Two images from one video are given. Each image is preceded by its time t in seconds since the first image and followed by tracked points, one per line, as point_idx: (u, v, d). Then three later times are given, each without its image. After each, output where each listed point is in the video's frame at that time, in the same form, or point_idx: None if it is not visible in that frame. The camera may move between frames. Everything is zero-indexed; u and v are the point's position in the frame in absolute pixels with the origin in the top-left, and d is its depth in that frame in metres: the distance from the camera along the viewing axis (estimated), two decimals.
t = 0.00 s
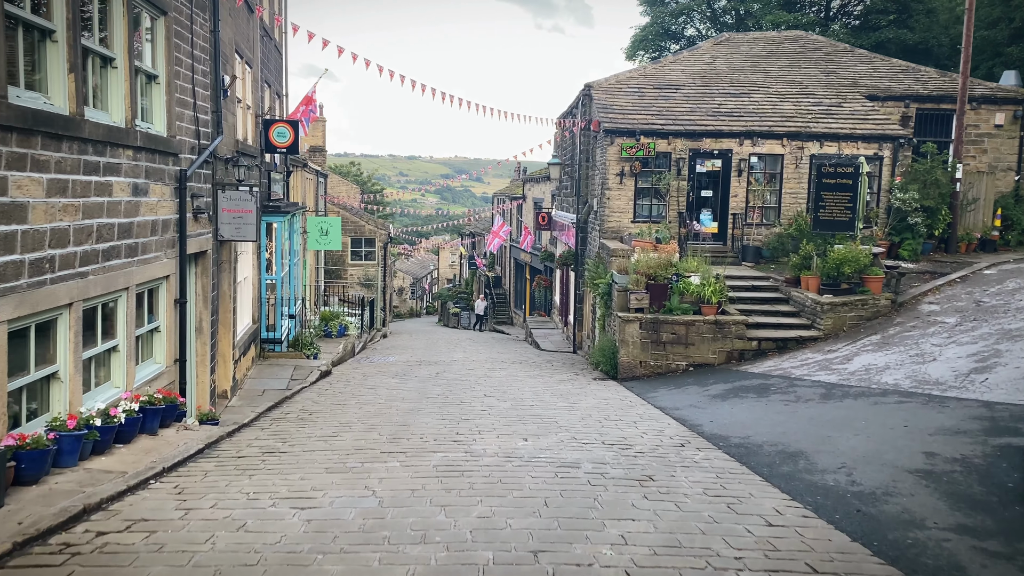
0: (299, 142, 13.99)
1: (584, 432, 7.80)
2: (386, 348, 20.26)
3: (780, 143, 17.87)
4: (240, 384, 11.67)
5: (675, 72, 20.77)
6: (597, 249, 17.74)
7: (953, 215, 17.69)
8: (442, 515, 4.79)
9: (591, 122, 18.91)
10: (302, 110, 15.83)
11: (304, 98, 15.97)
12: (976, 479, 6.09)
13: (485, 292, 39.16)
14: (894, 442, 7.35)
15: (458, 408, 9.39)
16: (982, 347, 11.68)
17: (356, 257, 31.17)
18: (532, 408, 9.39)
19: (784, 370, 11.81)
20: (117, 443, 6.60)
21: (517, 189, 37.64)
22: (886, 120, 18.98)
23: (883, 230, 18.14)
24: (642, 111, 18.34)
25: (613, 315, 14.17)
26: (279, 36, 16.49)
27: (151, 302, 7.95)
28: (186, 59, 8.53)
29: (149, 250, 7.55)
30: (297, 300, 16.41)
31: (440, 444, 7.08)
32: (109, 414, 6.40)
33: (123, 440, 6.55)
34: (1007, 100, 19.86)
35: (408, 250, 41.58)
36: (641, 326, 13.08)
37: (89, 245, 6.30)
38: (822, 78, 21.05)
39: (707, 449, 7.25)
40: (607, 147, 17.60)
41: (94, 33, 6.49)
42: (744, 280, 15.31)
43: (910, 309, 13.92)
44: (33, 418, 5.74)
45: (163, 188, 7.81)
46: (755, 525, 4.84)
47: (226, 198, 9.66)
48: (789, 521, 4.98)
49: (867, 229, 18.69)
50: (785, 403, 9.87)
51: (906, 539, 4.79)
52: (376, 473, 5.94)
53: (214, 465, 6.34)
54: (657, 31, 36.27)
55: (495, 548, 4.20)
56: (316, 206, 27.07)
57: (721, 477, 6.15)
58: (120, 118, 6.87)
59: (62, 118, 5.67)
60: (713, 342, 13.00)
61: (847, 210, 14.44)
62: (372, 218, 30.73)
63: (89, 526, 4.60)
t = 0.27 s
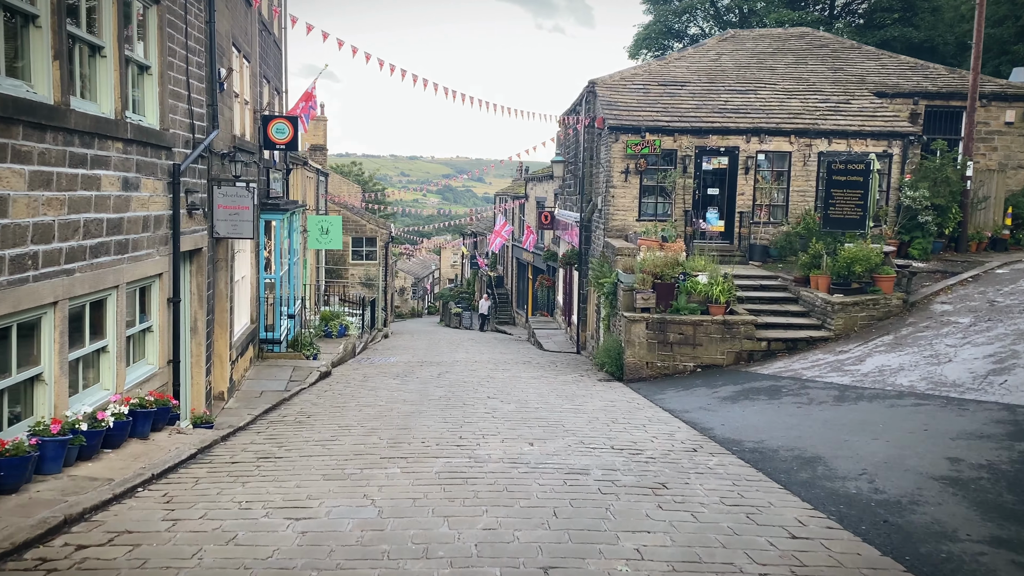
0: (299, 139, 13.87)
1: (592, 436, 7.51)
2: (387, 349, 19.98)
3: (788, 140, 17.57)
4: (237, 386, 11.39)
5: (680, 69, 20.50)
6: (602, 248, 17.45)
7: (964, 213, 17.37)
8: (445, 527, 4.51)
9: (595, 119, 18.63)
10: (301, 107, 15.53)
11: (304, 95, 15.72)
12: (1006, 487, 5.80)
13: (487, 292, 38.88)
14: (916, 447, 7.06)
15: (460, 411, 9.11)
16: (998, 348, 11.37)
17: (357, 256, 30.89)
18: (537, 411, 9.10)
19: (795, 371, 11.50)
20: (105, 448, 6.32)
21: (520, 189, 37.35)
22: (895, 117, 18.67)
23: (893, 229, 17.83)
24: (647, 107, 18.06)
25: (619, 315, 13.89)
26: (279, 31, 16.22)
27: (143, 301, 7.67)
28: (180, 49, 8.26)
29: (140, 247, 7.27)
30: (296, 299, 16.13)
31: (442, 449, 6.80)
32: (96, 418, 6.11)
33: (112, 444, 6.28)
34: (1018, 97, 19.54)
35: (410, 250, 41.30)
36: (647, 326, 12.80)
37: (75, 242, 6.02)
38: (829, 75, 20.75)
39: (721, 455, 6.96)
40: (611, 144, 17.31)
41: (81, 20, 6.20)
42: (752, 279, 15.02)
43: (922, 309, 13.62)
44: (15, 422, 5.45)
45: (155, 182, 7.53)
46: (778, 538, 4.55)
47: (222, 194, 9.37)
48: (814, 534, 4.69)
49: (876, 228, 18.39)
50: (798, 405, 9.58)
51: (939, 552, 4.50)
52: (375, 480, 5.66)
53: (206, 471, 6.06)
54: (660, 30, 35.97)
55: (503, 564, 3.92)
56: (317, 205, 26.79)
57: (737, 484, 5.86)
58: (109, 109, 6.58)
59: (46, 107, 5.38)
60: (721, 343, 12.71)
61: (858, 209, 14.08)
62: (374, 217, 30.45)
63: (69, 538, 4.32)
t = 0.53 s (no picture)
0: (298, 138, 13.66)
1: (601, 444, 7.22)
2: (388, 351, 19.68)
3: (796, 138, 17.27)
4: (234, 389, 11.13)
5: (685, 67, 20.23)
6: (606, 249, 17.16)
7: (975, 213, 17.07)
8: (448, 545, 4.23)
9: (599, 118, 18.35)
10: (300, 104, 15.23)
11: (303, 92, 15.42)
12: None
13: (489, 293, 38.61)
14: (939, 455, 6.76)
15: (463, 416, 8.83)
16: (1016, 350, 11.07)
17: (358, 257, 30.63)
18: (542, 417, 8.82)
19: (807, 375, 11.21)
20: (91, 457, 6.07)
21: (522, 189, 37.08)
22: (905, 115, 18.36)
23: (902, 229, 17.53)
24: (653, 105, 17.77)
25: (624, 317, 13.60)
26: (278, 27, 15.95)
27: (135, 302, 7.40)
28: (173, 42, 7.98)
29: (131, 247, 7.00)
30: (296, 300, 15.86)
31: (444, 458, 6.52)
32: (83, 427, 5.86)
33: (99, 452, 6.03)
34: None
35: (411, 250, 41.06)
36: (654, 328, 12.52)
37: (61, 241, 5.74)
38: (837, 73, 20.46)
39: (735, 464, 6.68)
40: (616, 143, 17.02)
41: (67, 9, 5.91)
42: (761, 280, 14.73)
43: (935, 310, 13.32)
44: None
45: (147, 180, 7.27)
46: (803, 557, 4.27)
47: (218, 193, 9.09)
48: (840, 552, 4.41)
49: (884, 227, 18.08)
50: (811, 410, 9.29)
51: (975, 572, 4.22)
52: (374, 492, 5.38)
53: (198, 481, 5.79)
54: (663, 28, 35.66)
55: None
56: (318, 205, 26.54)
57: (755, 496, 5.59)
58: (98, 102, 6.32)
59: (27, 100, 5.09)
60: (730, 345, 12.43)
61: (869, 208, 13.75)
62: (375, 217, 30.18)
63: (46, 557, 4.05)
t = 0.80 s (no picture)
0: (297, 137, 13.42)
1: (608, 452, 6.97)
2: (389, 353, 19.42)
3: (803, 138, 17.00)
4: (231, 394, 10.90)
5: (690, 66, 19.97)
6: (611, 249, 16.91)
7: (985, 213, 16.80)
8: (450, 565, 3.99)
9: (603, 117, 18.10)
10: (300, 103, 14.99)
11: (303, 91, 15.18)
12: None
13: (491, 293, 38.37)
14: (960, 465, 6.50)
15: (465, 422, 8.58)
16: None
17: (359, 257, 30.39)
18: (547, 423, 8.57)
19: (817, 380, 10.95)
20: (77, 466, 5.85)
21: (524, 189, 36.83)
22: (913, 114, 18.08)
23: (911, 230, 17.26)
24: (657, 104, 17.52)
25: (629, 319, 13.35)
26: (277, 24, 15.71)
27: (126, 305, 7.16)
28: (167, 36, 7.73)
29: (122, 249, 6.75)
30: (295, 302, 15.61)
31: (446, 467, 6.27)
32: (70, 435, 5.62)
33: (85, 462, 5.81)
34: None
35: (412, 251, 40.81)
36: (660, 331, 12.28)
37: (46, 242, 5.49)
38: (843, 72, 20.19)
39: (748, 474, 6.42)
40: (620, 142, 16.76)
41: None
42: (768, 282, 14.48)
43: (946, 313, 13.05)
44: None
45: (138, 178, 7.03)
46: None
47: (214, 192, 8.87)
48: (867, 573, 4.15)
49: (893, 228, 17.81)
50: (823, 416, 9.03)
51: None
52: (373, 506, 5.14)
53: (189, 493, 5.55)
54: (665, 28, 35.39)
55: None
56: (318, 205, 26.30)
57: (771, 510, 5.33)
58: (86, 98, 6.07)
59: (9, 94, 4.84)
60: (737, 348, 12.18)
61: (878, 208, 13.48)
62: (376, 218, 29.93)
63: None
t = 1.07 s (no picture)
0: (296, 133, 13.16)
1: (616, 457, 6.70)
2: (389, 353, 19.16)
3: (810, 134, 16.71)
4: (227, 395, 10.64)
5: (695, 62, 19.70)
6: (614, 248, 16.63)
7: (995, 211, 16.51)
8: None
9: (607, 113, 17.82)
10: (299, 98, 14.73)
11: (302, 86, 14.91)
12: None
13: (492, 293, 38.13)
14: (985, 471, 6.22)
15: (467, 425, 8.30)
16: None
17: (359, 257, 30.13)
18: (552, 426, 8.30)
19: (828, 381, 10.67)
20: (61, 472, 5.60)
21: (526, 188, 36.56)
22: (922, 110, 17.79)
23: (920, 228, 16.97)
24: (662, 100, 17.25)
25: (634, 318, 13.08)
26: (276, 19, 15.44)
27: (115, 304, 6.89)
28: (158, 25, 7.46)
29: (109, 245, 6.48)
30: (294, 302, 15.33)
31: (446, 473, 5.99)
32: (53, 441, 5.36)
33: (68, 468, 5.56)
34: None
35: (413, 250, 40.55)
36: (666, 331, 12.00)
37: (26, 237, 5.22)
38: (850, 68, 19.90)
39: (763, 480, 6.14)
40: (625, 139, 16.48)
41: None
42: (776, 281, 14.19)
43: (958, 312, 12.76)
44: None
45: (127, 171, 6.76)
46: None
47: (207, 187, 8.59)
48: None
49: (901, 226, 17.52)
50: (835, 418, 8.75)
51: None
52: (371, 516, 4.86)
53: (176, 501, 5.27)
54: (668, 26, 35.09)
55: None
56: (318, 204, 26.05)
57: (790, 519, 5.06)
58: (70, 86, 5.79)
59: None
60: (746, 348, 11.90)
61: (889, 206, 13.18)
62: (377, 217, 29.66)
63: None
